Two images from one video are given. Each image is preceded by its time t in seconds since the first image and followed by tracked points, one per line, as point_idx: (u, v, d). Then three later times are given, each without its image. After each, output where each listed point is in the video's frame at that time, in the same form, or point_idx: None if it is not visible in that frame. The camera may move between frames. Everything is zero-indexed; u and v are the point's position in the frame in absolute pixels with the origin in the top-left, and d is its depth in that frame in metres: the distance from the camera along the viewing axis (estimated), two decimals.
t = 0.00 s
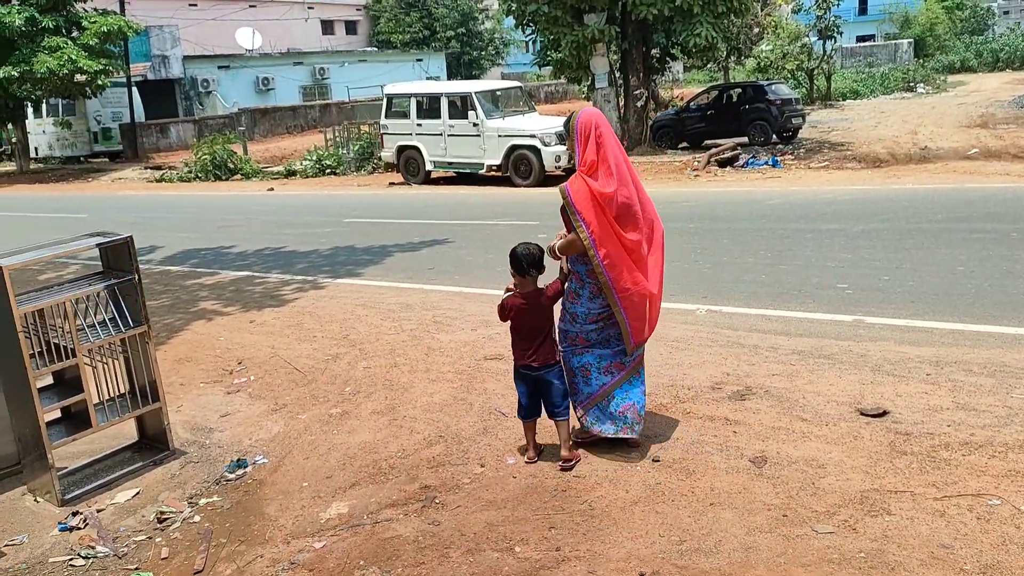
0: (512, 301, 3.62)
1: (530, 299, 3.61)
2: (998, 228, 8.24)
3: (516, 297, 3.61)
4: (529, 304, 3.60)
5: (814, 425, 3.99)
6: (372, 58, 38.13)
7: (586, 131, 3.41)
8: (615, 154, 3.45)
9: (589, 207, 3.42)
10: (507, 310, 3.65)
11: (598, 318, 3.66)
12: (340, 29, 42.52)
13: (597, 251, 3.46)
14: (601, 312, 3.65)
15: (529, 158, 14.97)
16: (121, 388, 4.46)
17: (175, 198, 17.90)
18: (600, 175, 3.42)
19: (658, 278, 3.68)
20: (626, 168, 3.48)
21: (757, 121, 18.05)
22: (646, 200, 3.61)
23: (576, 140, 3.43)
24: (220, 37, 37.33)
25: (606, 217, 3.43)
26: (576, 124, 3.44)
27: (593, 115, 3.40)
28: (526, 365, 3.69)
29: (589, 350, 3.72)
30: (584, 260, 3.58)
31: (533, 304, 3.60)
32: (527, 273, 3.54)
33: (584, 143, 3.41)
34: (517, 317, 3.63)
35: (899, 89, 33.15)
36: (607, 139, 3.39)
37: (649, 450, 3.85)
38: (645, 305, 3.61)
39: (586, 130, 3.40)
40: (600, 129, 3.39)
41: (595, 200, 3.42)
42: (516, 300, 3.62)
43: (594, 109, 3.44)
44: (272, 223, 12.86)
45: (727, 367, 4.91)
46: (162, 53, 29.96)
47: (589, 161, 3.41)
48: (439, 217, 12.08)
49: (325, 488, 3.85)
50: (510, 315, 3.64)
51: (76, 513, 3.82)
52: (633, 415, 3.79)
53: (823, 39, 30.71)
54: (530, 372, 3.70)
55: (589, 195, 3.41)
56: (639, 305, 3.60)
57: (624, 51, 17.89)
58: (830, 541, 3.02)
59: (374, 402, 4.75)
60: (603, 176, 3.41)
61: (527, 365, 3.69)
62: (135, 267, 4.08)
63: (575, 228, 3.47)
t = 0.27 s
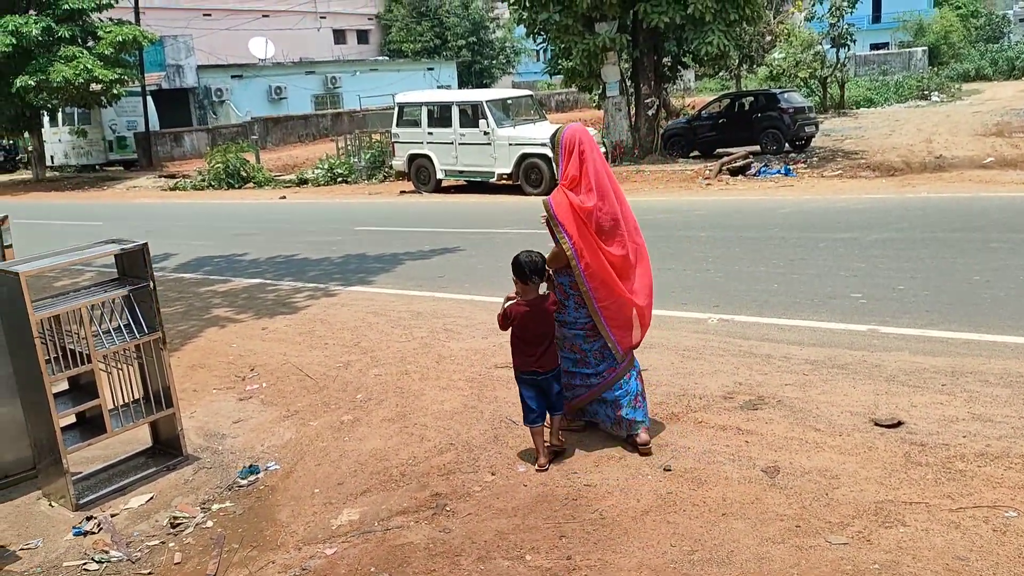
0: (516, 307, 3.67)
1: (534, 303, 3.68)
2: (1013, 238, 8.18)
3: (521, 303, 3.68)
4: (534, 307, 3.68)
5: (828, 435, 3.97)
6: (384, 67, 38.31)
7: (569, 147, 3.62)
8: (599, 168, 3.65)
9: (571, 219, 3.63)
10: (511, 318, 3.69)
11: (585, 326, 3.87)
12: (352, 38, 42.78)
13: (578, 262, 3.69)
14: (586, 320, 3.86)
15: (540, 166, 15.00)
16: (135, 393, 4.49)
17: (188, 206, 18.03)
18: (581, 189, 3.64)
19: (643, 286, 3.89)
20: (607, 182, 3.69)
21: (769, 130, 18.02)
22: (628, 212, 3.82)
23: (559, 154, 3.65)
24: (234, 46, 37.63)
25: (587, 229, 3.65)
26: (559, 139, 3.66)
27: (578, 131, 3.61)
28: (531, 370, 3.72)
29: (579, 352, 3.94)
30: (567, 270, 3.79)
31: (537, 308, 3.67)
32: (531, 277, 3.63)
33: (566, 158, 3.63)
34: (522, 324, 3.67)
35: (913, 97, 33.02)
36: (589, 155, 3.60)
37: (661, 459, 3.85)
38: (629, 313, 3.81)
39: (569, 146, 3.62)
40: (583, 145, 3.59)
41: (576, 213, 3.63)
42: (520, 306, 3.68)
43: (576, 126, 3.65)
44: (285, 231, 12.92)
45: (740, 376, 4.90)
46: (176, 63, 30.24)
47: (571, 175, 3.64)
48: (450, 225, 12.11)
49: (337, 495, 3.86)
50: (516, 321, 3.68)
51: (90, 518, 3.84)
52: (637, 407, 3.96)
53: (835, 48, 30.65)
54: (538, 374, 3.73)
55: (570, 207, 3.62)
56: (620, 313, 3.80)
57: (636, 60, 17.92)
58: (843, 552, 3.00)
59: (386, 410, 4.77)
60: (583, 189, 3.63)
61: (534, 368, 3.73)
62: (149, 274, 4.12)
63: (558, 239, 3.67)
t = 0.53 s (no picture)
0: (521, 315, 3.81)
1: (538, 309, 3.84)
2: None
3: (525, 311, 3.82)
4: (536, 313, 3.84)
5: (844, 450, 3.93)
6: (399, 79, 38.52)
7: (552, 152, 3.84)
8: (581, 173, 3.87)
9: (548, 219, 3.82)
10: (514, 326, 3.81)
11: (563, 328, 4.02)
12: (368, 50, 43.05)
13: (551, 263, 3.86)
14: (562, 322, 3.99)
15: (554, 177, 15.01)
16: (150, 403, 4.51)
17: (204, 216, 18.15)
18: (560, 192, 3.84)
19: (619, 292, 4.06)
20: (586, 189, 3.88)
21: (784, 142, 17.98)
22: (609, 218, 4.01)
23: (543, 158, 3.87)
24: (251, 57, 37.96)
25: (561, 230, 3.83)
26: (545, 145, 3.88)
27: (562, 137, 3.83)
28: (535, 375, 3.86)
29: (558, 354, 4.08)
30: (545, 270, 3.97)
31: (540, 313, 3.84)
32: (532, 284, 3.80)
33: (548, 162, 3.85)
34: (525, 330, 3.81)
35: (930, 109, 32.85)
36: (571, 160, 3.81)
37: (676, 473, 3.82)
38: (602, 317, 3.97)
39: (552, 150, 3.84)
40: (567, 150, 3.81)
41: (553, 214, 3.82)
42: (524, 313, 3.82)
43: (562, 133, 3.87)
44: (299, 242, 12.97)
45: (755, 390, 4.86)
46: (195, 75, 30.40)
47: (551, 177, 3.84)
48: (464, 236, 12.13)
49: (350, 506, 3.86)
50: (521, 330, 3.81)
51: (104, 528, 3.85)
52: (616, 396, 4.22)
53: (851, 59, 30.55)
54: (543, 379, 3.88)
55: (547, 207, 3.82)
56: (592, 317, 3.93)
57: (651, 72, 17.94)
58: (859, 569, 2.96)
59: (399, 421, 4.76)
60: (562, 192, 3.83)
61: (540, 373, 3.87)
62: (164, 284, 4.14)
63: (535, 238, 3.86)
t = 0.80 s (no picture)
0: (516, 322, 3.99)
1: (533, 317, 4.03)
2: None
3: (521, 318, 4.01)
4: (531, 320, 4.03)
5: (863, 468, 3.89)
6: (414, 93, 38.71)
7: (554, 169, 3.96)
8: (579, 191, 3.99)
9: (545, 233, 3.92)
10: (508, 332, 4.00)
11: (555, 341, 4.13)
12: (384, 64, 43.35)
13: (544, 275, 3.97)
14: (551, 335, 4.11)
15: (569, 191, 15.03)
16: (166, 414, 4.53)
17: (221, 228, 18.28)
18: (559, 208, 3.96)
19: (610, 310, 4.16)
20: (583, 206, 4.01)
21: (799, 156, 17.91)
22: (606, 237, 4.11)
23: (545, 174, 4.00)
24: (268, 71, 38.31)
25: (557, 245, 3.93)
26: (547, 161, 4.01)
27: (563, 156, 3.96)
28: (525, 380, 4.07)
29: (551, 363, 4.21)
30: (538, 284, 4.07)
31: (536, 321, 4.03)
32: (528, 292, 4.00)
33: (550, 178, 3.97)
34: (517, 337, 4.00)
35: (947, 124, 32.68)
36: (570, 177, 3.94)
37: (693, 490, 3.79)
38: (591, 330, 4.06)
39: (553, 167, 3.97)
40: (567, 167, 3.94)
41: (550, 229, 3.93)
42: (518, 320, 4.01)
43: (564, 151, 4.00)
44: (315, 254, 13.02)
45: (772, 406, 4.82)
46: (213, 89, 30.59)
47: (551, 193, 3.96)
48: (478, 249, 12.15)
49: (364, 520, 3.85)
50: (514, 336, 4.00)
51: (119, 539, 3.87)
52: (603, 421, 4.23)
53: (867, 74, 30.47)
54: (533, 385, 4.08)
55: (544, 222, 3.93)
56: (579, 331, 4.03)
57: (665, 86, 17.96)
58: None
59: (413, 434, 4.75)
60: (561, 208, 3.95)
61: (530, 379, 4.07)
62: (181, 295, 4.17)
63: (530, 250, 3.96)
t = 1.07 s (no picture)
0: (499, 334, 4.08)
1: (515, 327, 4.12)
2: None
3: (502, 329, 4.10)
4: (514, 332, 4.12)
5: (885, 485, 3.83)
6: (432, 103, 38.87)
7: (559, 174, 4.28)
8: (581, 193, 4.34)
9: (552, 234, 4.24)
10: (492, 344, 4.09)
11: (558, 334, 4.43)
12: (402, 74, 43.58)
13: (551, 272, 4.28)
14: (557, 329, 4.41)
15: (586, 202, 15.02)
16: (183, 425, 4.54)
17: (239, 237, 18.40)
18: (564, 209, 4.29)
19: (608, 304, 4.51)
20: (586, 208, 4.35)
21: (818, 168, 17.80)
22: (602, 235, 4.48)
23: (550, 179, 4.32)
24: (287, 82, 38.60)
25: (565, 244, 4.26)
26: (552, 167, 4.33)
27: (567, 162, 4.30)
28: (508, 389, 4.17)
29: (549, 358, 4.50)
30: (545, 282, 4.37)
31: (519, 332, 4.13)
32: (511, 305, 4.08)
33: (556, 182, 4.29)
34: (502, 349, 4.10)
35: (967, 136, 32.43)
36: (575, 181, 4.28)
37: (712, 506, 3.74)
38: (593, 321, 4.40)
39: (558, 172, 4.30)
40: (572, 173, 4.27)
41: (557, 229, 4.25)
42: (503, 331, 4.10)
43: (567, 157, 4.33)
44: (332, 264, 13.05)
45: (792, 421, 4.76)
46: (233, 99, 30.82)
47: (557, 196, 4.29)
48: (494, 260, 12.15)
49: (380, 533, 3.83)
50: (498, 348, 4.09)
51: (136, 550, 3.86)
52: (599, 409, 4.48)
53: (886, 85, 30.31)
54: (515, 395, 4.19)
55: (553, 223, 4.25)
56: (584, 323, 4.37)
57: (683, 97, 17.93)
58: None
59: (429, 446, 4.74)
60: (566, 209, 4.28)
61: (513, 389, 4.18)
62: (200, 305, 4.18)
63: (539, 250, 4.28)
